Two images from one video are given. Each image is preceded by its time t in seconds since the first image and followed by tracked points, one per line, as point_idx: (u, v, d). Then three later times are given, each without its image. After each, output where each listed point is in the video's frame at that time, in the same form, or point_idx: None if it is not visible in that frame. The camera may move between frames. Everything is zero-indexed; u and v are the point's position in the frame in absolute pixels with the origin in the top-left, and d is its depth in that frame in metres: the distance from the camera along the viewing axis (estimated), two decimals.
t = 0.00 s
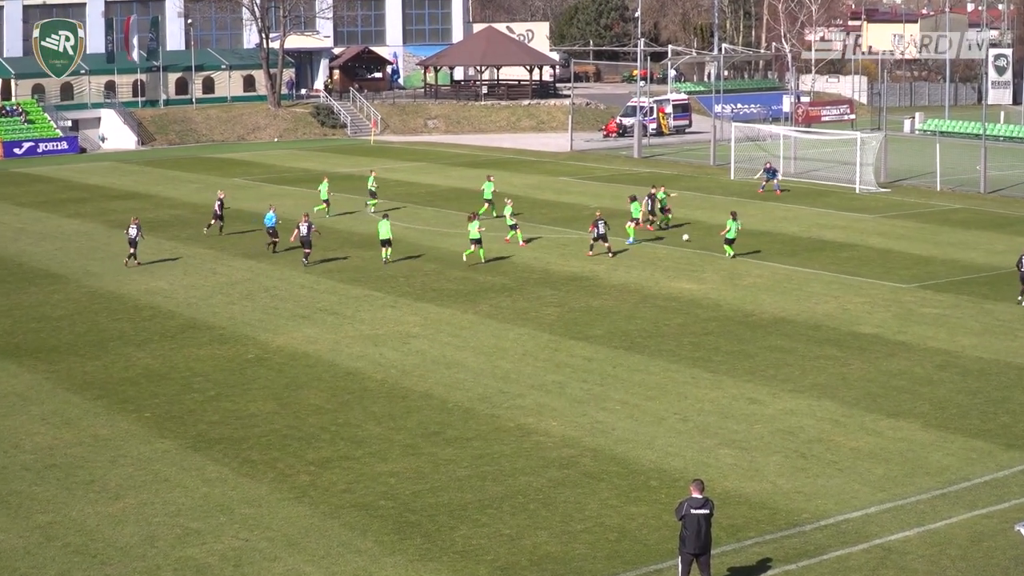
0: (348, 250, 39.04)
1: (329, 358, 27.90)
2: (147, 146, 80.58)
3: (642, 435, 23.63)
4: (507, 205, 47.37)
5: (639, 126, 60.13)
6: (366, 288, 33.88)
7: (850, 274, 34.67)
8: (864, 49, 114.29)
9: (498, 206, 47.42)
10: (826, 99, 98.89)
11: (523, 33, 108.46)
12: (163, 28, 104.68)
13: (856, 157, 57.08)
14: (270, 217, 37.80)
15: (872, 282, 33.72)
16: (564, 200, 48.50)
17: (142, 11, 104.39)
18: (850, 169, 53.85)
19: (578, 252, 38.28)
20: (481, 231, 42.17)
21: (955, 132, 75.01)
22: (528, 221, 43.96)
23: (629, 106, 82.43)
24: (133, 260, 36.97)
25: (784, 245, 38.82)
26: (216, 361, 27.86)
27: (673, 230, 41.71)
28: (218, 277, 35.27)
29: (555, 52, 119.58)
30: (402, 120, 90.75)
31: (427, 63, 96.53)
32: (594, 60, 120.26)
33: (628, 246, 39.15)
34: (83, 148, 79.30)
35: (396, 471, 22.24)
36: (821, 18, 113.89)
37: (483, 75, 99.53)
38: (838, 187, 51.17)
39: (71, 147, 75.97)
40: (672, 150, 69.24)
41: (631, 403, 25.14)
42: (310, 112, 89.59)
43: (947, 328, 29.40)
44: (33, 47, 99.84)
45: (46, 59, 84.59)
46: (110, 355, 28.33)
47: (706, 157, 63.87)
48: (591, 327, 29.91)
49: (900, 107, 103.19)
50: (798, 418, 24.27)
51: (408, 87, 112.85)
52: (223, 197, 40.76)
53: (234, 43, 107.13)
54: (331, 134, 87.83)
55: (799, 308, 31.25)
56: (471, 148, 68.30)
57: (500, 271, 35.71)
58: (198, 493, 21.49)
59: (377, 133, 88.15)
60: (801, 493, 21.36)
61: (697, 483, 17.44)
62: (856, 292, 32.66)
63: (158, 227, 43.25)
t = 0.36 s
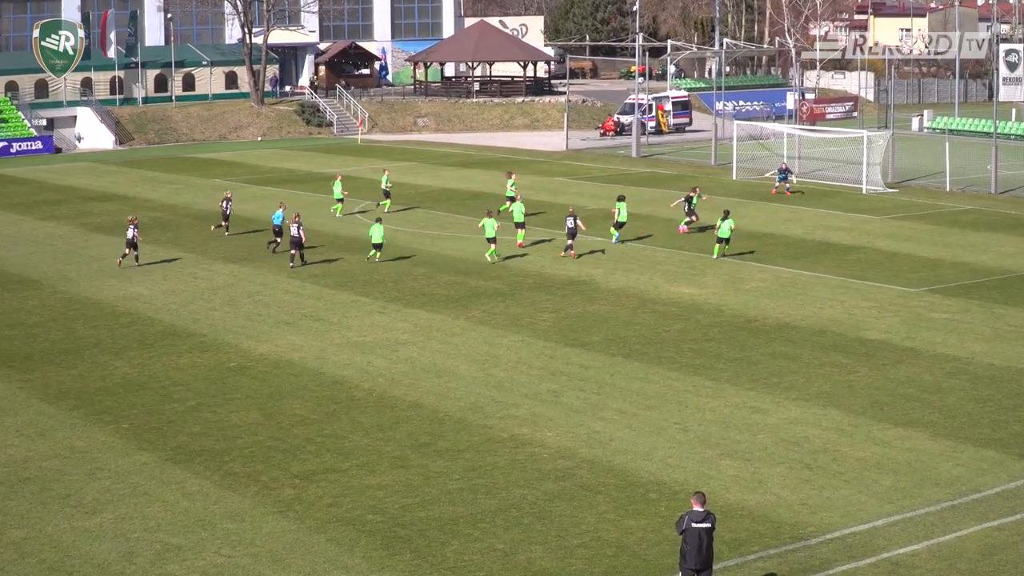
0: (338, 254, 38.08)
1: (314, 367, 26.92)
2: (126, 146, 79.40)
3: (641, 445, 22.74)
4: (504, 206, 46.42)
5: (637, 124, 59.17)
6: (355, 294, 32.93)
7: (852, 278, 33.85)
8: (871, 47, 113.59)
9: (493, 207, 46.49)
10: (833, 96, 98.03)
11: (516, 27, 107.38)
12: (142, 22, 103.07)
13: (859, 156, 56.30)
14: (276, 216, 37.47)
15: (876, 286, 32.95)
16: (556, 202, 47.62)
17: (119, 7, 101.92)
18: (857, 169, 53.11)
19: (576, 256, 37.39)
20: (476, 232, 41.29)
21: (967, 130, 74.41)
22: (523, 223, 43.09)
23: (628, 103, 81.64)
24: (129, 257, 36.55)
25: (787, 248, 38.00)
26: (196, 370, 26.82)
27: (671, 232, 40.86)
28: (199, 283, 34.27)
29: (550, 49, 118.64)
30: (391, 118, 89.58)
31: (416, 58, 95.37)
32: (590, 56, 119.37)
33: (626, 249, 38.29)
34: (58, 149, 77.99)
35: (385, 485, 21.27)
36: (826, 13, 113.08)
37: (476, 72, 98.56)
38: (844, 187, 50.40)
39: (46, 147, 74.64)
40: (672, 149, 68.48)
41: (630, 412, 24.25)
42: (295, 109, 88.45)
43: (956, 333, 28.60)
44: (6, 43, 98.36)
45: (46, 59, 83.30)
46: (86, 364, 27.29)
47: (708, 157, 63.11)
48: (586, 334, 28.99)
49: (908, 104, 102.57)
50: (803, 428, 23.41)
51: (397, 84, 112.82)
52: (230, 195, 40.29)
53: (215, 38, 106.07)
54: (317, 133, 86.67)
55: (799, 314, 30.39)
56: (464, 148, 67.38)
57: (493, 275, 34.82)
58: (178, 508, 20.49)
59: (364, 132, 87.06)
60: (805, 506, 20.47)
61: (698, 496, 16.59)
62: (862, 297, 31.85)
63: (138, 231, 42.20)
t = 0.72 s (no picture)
0: (319, 259, 37.14)
1: (291, 377, 25.99)
2: (93, 147, 78.06)
3: (631, 457, 21.90)
4: (488, 208, 45.61)
5: (626, 124, 58.33)
6: (335, 300, 32.03)
7: (845, 283, 33.13)
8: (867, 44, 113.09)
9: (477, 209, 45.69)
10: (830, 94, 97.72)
11: (501, 23, 106.21)
12: (112, 18, 102.75)
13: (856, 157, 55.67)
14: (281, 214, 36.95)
15: (870, 291, 32.23)
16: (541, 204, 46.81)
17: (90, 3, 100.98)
18: (854, 169, 52.51)
19: (565, 261, 36.54)
20: (462, 236, 40.46)
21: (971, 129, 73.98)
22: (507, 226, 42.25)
23: (617, 101, 81.02)
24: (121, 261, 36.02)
25: (782, 252, 37.26)
26: (168, 381, 25.85)
27: (660, 236, 40.08)
28: (173, 290, 33.29)
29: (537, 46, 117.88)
30: (370, 117, 88.63)
31: (397, 57, 94.71)
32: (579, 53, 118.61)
33: (615, 253, 37.54)
34: (24, 149, 76.30)
35: (365, 500, 20.37)
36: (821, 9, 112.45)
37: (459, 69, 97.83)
38: (841, 189, 49.76)
39: (13, 149, 73.17)
40: (663, 149, 67.85)
41: (621, 423, 23.40)
42: (269, 109, 87.43)
43: (957, 340, 27.87)
44: None
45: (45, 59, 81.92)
46: (54, 374, 26.29)
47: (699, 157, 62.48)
48: (574, 342, 28.15)
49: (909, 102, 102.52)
50: (800, 439, 22.61)
51: (376, 81, 111.79)
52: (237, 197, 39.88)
53: (188, 34, 105.30)
54: (292, 133, 85.54)
55: (791, 320, 29.63)
56: (448, 149, 66.52)
57: (478, 281, 33.97)
58: (150, 524, 19.54)
59: (342, 132, 86.14)
60: (801, 519, 19.64)
61: (691, 509, 15.80)
62: (859, 302, 31.12)
63: (110, 235, 41.15)
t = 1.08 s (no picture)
0: (284, 266, 36.29)
1: (252, 390, 25.09)
2: (45, 151, 75.97)
3: (604, 471, 21.13)
4: (456, 215, 44.83)
5: (598, 126, 57.59)
6: (299, 310, 31.15)
7: (822, 290, 32.51)
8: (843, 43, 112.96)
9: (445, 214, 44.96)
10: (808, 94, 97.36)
11: (469, 21, 105.68)
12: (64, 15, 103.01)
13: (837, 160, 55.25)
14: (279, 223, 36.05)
15: (848, 298, 31.63)
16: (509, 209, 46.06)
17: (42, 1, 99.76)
18: (834, 172, 52.07)
19: (535, 267, 35.79)
20: (431, 242, 39.68)
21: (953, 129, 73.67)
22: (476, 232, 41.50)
23: (591, 101, 80.39)
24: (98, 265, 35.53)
25: (760, 257, 36.64)
26: (124, 394, 24.90)
27: (632, 240, 39.40)
28: (129, 299, 32.29)
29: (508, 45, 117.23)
30: (335, 119, 87.84)
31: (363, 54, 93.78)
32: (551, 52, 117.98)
33: (589, 259, 36.88)
34: None
35: (328, 517, 19.52)
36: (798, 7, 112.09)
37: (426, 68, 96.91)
38: (822, 192, 49.24)
39: None
40: (637, 151, 67.29)
41: (594, 436, 22.62)
42: (229, 110, 86.23)
43: (941, 348, 27.26)
44: None
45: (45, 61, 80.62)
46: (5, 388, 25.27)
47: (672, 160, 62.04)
48: (546, 352, 27.38)
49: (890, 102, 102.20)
50: (779, 451, 21.90)
51: (340, 81, 110.73)
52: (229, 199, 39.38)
53: (144, 33, 104.46)
54: (253, 134, 84.43)
55: (767, 328, 28.97)
56: (415, 151, 65.60)
57: (446, 289, 33.18)
58: (104, 543, 18.62)
59: (304, 133, 85.29)
60: (782, 535, 18.91)
61: (667, 524, 15.04)
62: (839, 310, 30.48)
63: (64, 243, 40.04)
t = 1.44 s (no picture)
0: (237, 276, 35.98)
1: (204, 401, 24.83)
2: None
3: (558, 481, 20.99)
4: (407, 222, 44.62)
5: (552, 133, 57.41)
6: (251, 320, 30.86)
7: (779, 297, 32.50)
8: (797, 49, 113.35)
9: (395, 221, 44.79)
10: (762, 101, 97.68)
11: (421, 28, 105.75)
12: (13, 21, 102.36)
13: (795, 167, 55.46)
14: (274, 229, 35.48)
15: (804, 305, 31.63)
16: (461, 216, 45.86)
17: None
18: (792, 178, 52.20)
19: (489, 276, 35.62)
20: (383, 251, 39.47)
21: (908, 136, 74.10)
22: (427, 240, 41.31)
23: (544, 109, 80.35)
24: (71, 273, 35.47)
25: (715, 264, 36.58)
26: (76, 406, 24.56)
27: (586, 249, 39.30)
28: (78, 311, 31.85)
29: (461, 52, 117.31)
30: (286, 126, 87.32)
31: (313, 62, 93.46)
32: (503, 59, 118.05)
33: (544, 267, 36.76)
34: None
35: (280, 528, 19.30)
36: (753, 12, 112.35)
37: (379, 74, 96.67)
38: (778, 199, 49.37)
39: None
40: (590, 158, 67.28)
41: (546, 445, 22.48)
42: (181, 119, 85.52)
43: (898, 355, 27.26)
44: None
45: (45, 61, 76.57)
46: None
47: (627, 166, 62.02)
48: (500, 360, 27.23)
49: (844, 108, 102.38)
50: (731, 460, 21.79)
51: (291, 89, 109.71)
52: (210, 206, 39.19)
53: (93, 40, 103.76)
54: (204, 143, 83.75)
55: (724, 336, 28.89)
56: (366, 159, 65.22)
57: (399, 298, 32.98)
58: (56, 556, 18.32)
59: (255, 142, 84.78)
60: (738, 543, 18.80)
61: (622, 533, 14.86)
62: (795, 317, 30.46)
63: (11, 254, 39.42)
